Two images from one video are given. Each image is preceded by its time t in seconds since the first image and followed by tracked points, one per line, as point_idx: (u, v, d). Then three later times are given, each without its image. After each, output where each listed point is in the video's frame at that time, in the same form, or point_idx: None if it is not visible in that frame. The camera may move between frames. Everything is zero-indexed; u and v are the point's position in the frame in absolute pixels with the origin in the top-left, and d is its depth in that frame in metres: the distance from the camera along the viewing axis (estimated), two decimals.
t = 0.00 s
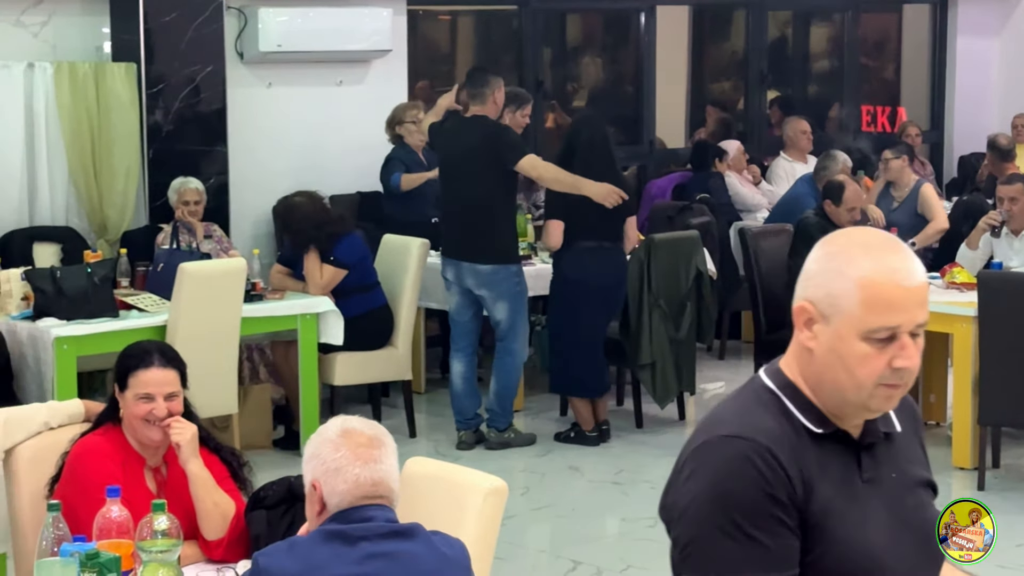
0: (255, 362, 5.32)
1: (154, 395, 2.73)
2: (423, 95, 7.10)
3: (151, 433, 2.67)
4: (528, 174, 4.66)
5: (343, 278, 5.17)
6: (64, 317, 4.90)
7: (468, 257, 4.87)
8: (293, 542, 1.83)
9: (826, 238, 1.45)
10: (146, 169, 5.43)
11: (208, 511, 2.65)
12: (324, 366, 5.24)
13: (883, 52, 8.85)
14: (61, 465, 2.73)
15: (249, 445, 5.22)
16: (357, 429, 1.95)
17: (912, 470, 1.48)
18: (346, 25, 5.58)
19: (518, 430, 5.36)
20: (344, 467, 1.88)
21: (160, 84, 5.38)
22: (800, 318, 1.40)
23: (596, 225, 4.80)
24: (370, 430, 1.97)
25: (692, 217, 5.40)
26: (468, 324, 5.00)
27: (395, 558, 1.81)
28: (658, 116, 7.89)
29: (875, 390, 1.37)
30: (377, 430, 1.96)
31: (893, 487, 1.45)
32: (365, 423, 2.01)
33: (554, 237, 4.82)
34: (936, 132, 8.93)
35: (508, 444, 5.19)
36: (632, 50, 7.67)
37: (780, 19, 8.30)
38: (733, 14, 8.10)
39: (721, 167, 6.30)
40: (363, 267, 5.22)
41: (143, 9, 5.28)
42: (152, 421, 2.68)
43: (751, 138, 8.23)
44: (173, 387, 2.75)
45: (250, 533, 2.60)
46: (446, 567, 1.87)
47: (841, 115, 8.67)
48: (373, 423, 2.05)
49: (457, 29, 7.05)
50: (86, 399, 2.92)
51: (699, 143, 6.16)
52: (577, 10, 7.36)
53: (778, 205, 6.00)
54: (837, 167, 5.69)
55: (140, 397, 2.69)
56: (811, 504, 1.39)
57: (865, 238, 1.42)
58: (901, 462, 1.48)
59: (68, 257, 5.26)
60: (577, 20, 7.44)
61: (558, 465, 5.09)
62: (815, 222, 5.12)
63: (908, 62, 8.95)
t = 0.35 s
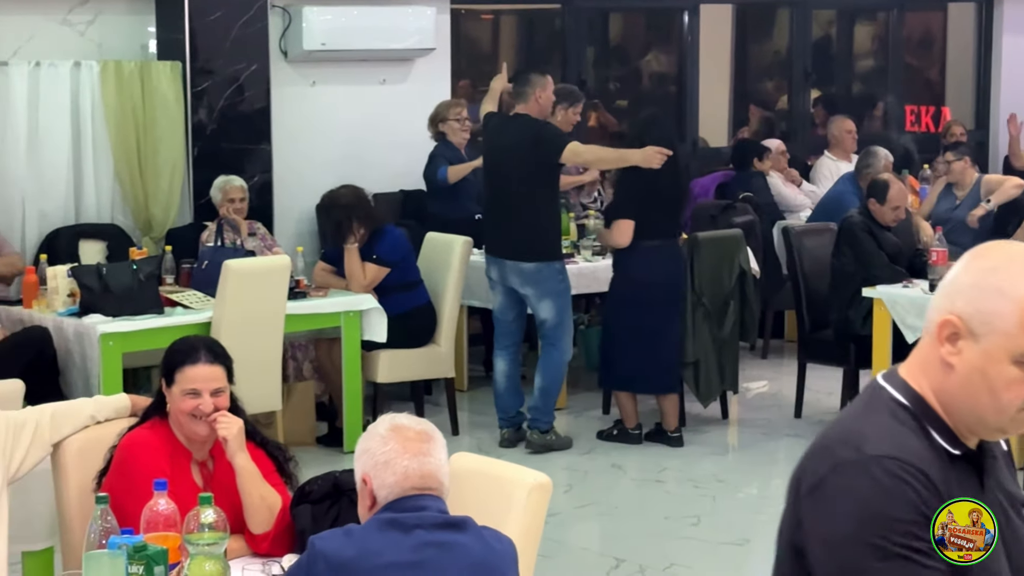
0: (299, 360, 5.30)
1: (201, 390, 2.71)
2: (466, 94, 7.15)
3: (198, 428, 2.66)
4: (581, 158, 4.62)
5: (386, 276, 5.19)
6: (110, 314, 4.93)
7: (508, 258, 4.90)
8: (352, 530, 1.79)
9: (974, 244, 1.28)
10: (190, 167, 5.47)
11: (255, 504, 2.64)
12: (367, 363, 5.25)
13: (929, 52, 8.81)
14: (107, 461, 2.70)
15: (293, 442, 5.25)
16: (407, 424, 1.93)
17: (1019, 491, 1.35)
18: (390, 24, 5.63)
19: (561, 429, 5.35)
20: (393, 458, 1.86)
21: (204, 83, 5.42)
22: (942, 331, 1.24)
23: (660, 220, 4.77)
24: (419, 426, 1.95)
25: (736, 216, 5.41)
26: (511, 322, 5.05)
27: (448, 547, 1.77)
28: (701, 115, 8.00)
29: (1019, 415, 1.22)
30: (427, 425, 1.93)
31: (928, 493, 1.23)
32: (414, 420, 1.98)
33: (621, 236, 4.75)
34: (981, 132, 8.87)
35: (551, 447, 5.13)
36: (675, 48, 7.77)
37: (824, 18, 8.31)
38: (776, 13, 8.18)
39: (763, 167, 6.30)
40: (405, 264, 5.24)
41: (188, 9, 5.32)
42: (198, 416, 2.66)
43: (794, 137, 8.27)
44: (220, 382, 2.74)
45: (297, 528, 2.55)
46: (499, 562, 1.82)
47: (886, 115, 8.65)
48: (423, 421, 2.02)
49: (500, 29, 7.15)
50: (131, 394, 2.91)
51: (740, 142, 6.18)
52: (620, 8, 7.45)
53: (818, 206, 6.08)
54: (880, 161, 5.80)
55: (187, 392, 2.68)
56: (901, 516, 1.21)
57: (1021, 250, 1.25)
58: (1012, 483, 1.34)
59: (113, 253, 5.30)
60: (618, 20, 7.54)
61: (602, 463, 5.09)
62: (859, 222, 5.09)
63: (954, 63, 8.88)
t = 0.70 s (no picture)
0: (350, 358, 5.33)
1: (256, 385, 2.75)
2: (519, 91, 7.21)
3: (251, 424, 2.70)
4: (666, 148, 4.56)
5: (437, 273, 5.21)
6: (164, 310, 4.98)
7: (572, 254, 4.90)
8: (410, 515, 1.87)
9: None
10: (245, 164, 5.53)
11: (310, 496, 2.64)
12: (419, 360, 5.27)
13: (982, 52, 9.22)
14: (162, 453, 2.76)
15: (346, 438, 5.27)
16: (454, 416, 2.02)
17: None
18: (445, 23, 5.68)
19: (611, 429, 5.32)
20: (444, 450, 1.95)
21: (257, 81, 5.46)
22: None
23: (725, 216, 4.79)
24: (467, 417, 2.04)
25: (788, 212, 5.43)
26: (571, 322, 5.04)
27: (502, 531, 1.85)
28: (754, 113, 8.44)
29: None
30: (474, 416, 2.02)
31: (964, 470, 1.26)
32: (460, 410, 2.08)
33: (692, 231, 4.77)
34: None
35: (601, 447, 5.13)
36: (729, 49, 8.25)
37: (877, 16, 8.70)
38: (829, 13, 8.54)
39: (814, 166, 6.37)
40: (457, 261, 5.25)
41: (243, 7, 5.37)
42: (254, 414, 2.70)
43: (846, 136, 8.68)
44: (274, 378, 2.77)
45: (350, 519, 2.63)
46: (551, 547, 1.90)
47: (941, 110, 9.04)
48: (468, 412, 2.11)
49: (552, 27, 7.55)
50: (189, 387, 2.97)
51: (792, 138, 6.26)
52: (672, 8, 7.81)
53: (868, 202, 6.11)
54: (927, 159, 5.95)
55: (242, 388, 2.72)
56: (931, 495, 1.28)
57: None
58: None
59: (168, 250, 5.36)
60: (670, 18, 7.91)
61: (653, 461, 5.07)
62: (913, 220, 5.04)
63: (1007, 62, 9.36)
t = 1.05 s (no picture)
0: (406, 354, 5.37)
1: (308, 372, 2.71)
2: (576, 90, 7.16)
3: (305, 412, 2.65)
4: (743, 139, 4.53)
5: (496, 271, 5.24)
6: (225, 305, 5.04)
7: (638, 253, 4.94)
8: (456, 510, 1.83)
9: None
10: (303, 161, 5.58)
11: (371, 489, 2.63)
12: (476, 357, 5.30)
13: None
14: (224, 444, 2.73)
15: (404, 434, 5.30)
16: (498, 410, 1.99)
17: None
18: (505, 21, 5.73)
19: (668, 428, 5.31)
20: (486, 447, 1.91)
21: (316, 78, 5.52)
22: None
23: (782, 218, 4.74)
24: (511, 412, 2.00)
25: (848, 212, 5.49)
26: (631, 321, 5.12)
27: (550, 526, 1.80)
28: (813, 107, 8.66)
29: None
30: (517, 410, 1.99)
31: None
32: (503, 405, 2.04)
33: (750, 227, 4.74)
34: None
35: (658, 443, 5.14)
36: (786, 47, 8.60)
37: (936, 16, 8.88)
38: (890, 12, 8.73)
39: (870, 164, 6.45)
40: (514, 258, 5.27)
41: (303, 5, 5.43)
42: (306, 402, 2.66)
43: (907, 135, 8.86)
44: (330, 369, 2.71)
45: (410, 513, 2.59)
46: (601, 538, 1.85)
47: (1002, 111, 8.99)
48: (510, 405, 2.08)
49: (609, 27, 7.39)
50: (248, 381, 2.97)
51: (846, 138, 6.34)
52: (728, 8, 8.12)
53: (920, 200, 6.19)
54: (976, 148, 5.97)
55: (294, 372, 2.68)
56: None
57: None
58: None
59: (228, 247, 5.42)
60: (727, 17, 8.34)
61: (710, 459, 5.06)
62: (973, 219, 5.03)
63: None
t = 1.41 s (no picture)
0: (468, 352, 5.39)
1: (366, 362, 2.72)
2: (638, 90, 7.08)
3: (363, 401, 2.64)
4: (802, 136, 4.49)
5: (559, 267, 5.26)
6: (288, 302, 5.07)
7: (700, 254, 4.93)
8: (505, 505, 1.78)
9: None
10: (366, 159, 5.64)
11: (433, 485, 2.61)
12: (538, 355, 5.31)
13: None
14: (287, 438, 2.73)
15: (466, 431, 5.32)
16: (542, 406, 1.95)
17: None
18: (569, 20, 5.79)
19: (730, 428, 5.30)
20: (530, 445, 1.88)
21: (379, 78, 5.58)
22: None
23: (846, 221, 4.69)
24: (557, 407, 1.96)
25: (913, 212, 5.49)
26: (695, 318, 5.13)
27: (597, 522, 1.75)
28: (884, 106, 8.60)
29: None
30: (563, 407, 1.95)
31: None
32: (551, 402, 2.00)
33: (808, 226, 4.69)
34: None
35: (720, 443, 5.13)
36: (850, 43, 8.42)
37: (1001, 15, 8.85)
38: (956, 13, 8.72)
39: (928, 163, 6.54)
40: (577, 256, 5.29)
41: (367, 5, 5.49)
42: (363, 392, 2.65)
43: (972, 135, 8.82)
44: (390, 360, 2.72)
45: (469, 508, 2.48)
46: (652, 535, 1.78)
47: None
48: (560, 402, 2.03)
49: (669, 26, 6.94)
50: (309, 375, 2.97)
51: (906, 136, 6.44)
52: (793, 8, 8.03)
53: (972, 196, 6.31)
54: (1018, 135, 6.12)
55: (351, 362, 2.70)
56: None
57: None
58: None
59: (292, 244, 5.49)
60: (792, 18, 8.13)
61: (773, 458, 5.05)
62: None
63: None
